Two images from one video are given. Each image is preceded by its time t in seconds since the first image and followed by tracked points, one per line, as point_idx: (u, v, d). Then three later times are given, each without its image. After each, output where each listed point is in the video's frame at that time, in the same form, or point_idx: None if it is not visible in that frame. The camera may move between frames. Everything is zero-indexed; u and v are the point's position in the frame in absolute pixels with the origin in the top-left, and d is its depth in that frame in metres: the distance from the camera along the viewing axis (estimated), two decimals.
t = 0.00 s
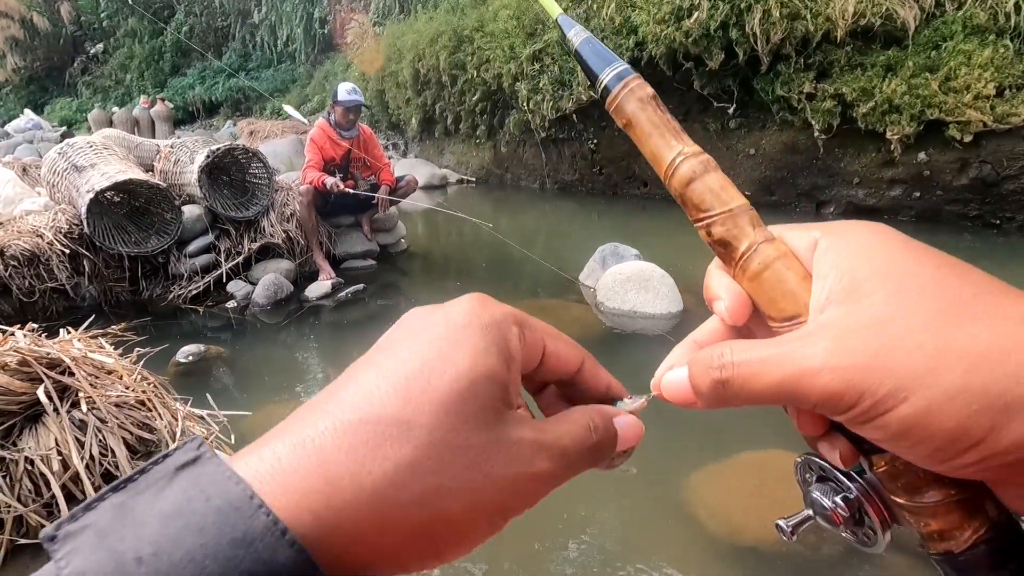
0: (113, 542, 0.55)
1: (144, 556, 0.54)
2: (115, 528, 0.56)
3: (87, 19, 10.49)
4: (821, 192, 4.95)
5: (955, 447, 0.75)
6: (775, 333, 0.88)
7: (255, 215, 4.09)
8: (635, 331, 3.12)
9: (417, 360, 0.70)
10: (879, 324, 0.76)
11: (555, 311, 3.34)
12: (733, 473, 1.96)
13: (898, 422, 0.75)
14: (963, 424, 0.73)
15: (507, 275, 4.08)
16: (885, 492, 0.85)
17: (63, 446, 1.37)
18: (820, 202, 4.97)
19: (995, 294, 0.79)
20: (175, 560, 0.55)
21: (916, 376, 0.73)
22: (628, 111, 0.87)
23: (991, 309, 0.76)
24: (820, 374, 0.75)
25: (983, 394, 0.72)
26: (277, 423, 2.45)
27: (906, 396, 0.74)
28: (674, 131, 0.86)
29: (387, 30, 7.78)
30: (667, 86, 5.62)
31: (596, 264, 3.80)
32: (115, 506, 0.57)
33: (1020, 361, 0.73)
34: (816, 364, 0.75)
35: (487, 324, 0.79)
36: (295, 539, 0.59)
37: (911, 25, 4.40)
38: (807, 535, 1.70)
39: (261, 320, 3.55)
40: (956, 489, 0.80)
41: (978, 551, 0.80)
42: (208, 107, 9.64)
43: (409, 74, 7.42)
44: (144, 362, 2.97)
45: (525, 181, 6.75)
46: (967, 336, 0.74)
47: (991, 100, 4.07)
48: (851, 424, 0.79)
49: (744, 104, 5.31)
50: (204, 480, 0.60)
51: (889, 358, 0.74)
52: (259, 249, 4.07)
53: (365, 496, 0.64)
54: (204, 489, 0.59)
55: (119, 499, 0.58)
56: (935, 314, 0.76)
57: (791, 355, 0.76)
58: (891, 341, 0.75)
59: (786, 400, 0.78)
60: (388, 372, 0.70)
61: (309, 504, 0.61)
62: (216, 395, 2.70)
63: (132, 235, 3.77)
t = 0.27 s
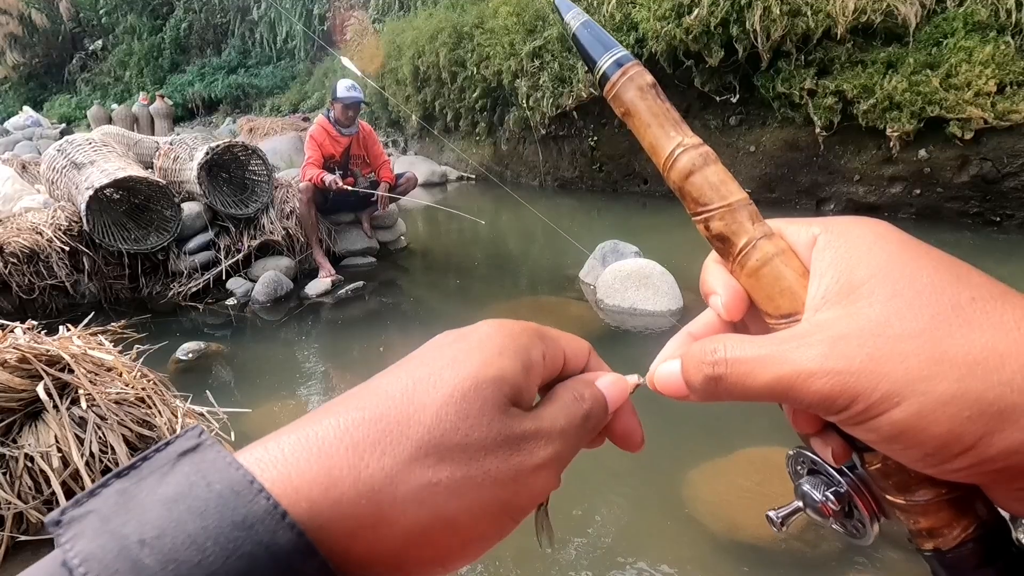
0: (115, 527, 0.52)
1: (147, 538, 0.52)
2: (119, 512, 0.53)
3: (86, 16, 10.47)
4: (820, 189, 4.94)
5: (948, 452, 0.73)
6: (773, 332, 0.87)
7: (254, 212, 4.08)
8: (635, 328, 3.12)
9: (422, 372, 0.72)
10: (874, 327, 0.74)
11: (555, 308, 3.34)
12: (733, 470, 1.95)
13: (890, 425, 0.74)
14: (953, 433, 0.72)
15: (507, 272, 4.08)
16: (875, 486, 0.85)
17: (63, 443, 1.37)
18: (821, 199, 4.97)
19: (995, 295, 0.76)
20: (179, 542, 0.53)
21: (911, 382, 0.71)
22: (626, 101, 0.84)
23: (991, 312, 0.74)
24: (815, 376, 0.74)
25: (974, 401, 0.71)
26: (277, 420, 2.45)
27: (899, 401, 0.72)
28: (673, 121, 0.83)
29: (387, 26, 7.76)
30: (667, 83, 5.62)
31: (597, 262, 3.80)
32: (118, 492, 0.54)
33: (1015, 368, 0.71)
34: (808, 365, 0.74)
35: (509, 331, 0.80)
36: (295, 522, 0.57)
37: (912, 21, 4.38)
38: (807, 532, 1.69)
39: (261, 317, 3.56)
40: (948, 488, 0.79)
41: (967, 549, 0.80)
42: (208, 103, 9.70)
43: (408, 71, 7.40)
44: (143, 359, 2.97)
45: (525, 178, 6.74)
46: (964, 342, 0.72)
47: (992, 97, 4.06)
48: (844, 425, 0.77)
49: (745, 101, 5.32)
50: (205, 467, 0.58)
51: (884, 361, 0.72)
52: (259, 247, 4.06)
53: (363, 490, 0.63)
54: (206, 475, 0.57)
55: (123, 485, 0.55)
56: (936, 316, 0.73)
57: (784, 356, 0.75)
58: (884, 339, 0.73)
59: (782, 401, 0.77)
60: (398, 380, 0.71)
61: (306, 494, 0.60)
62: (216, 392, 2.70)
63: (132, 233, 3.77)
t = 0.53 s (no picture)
0: (118, 525, 0.52)
1: (150, 533, 0.52)
2: (121, 510, 0.53)
3: (85, 14, 10.47)
4: (820, 188, 4.94)
5: (932, 458, 0.73)
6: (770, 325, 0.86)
7: (254, 211, 4.08)
8: (635, 326, 3.11)
9: (416, 366, 0.73)
10: (871, 330, 0.73)
11: (555, 307, 3.34)
12: (732, 469, 1.95)
13: (874, 429, 0.73)
14: (937, 441, 0.71)
15: (506, 271, 4.08)
16: (857, 480, 0.83)
17: (63, 443, 1.36)
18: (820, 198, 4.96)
19: (992, 300, 0.75)
20: (179, 537, 0.53)
21: (902, 387, 0.71)
22: (634, 80, 0.82)
23: (987, 319, 0.73)
24: (804, 376, 0.73)
25: (960, 410, 0.70)
26: (276, 419, 2.45)
27: (884, 406, 0.72)
28: (680, 103, 0.82)
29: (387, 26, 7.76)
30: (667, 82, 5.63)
31: (597, 261, 3.80)
32: (118, 492, 0.54)
33: (1005, 379, 0.69)
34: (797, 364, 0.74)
35: (502, 323, 0.81)
36: (292, 517, 0.57)
37: (912, 20, 4.38)
38: (807, 532, 1.69)
39: (261, 316, 3.55)
40: (928, 490, 0.78)
41: (940, 551, 0.79)
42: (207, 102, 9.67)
43: (408, 70, 7.40)
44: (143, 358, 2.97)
45: (525, 177, 6.72)
46: (957, 350, 0.71)
47: (992, 96, 4.06)
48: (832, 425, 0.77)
49: (745, 100, 5.32)
50: (203, 467, 0.57)
51: (874, 365, 0.72)
52: (259, 246, 4.06)
53: (362, 475, 0.63)
54: (205, 473, 0.57)
55: (123, 485, 0.55)
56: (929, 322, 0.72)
57: (774, 353, 0.75)
58: (876, 341, 0.72)
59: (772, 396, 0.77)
60: (393, 378, 0.72)
61: (304, 489, 0.60)
62: (215, 391, 2.70)
63: (131, 232, 3.77)
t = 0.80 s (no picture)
0: (126, 522, 0.52)
1: (158, 532, 0.52)
2: (129, 508, 0.53)
3: (85, 13, 10.48)
4: (820, 187, 4.93)
5: (906, 465, 0.69)
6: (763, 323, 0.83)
7: (254, 210, 4.08)
8: (635, 325, 3.11)
9: (418, 363, 0.73)
10: (857, 337, 0.69)
11: (555, 306, 3.34)
12: (731, 467, 1.95)
13: (848, 436, 0.70)
14: (908, 449, 0.68)
15: (506, 270, 4.08)
16: (833, 480, 0.80)
17: (64, 441, 1.37)
18: (821, 197, 4.96)
19: (985, 312, 0.70)
20: (187, 535, 0.53)
21: (880, 395, 0.67)
22: (643, 67, 0.77)
23: (974, 331, 0.68)
24: (787, 378, 0.71)
25: (935, 421, 0.66)
26: (276, 418, 2.44)
27: (862, 413, 0.68)
28: (690, 93, 0.77)
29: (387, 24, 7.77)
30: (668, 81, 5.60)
31: (597, 260, 3.80)
32: (126, 490, 0.54)
33: (984, 394, 0.65)
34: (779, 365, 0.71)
35: (500, 320, 0.82)
36: (297, 515, 0.57)
37: (913, 19, 4.38)
38: (805, 531, 1.69)
39: (262, 315, 3.55)
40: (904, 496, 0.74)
41: (910, 556, 0.75)
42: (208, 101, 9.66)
43: (408, 69, 7.40)
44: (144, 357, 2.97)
45: (525, 176, 6.72)
46: (938, 363, 0.67)
47: (993, 95, 4.06)
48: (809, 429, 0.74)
49: (745, 99, 5.32)
50: (211, 463, 0.57)
51: (854, 374, 0.68)
52: (259, 245, 4.06)
53: (368, 471, 0.63)
54: (213, 471, 0.57)
55: (131, 483, 0.55)
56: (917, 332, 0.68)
57: (757, 354, 0.73)
58: (859, 347, 0.69)
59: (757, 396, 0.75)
60: (395, 376, 0.72)
61: (308, 489, 0.59)
62: (216, 390, 2.70)
63: (132, 230, 3.77)
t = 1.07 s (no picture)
0: (149, 536, 0.53)
1: (179, 547, 0.53)
2: (152, 521, 0.53)
3: (87, 14, 10.50)
4: (821, 188, 4.93)
5: (888, 488, 0.69)
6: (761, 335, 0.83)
7: (255, 211, 4.08)
8: (635, 326, 3.11)
9: (434, 373, 0.71)
10: (844, 358, 0.69)
11: (556, 308, 3.33)
12: (731, 469, 1.94)
13: (832, 457, 0.70)
14: (888, 474, 0.68)
15: (506, 271, 4.08)
16: (823, 491, 0.81)
17: (64, 442, 1.37)
18: (822, 199, 4.95)
19: (975, 334, 0.69)
20: (209, 551, 0.53)
21: (864, 418, 0.67)
22: (642, 71, 0.77)
23: (964, 354, 0.67)
24: (775, 398, 0.70)
25: (918, 446, 0.66)
26: (276, 419, 2.44)
27: (847, 435, 0.68)
28: (689, 99, 0.77)
29: (388, 25, 7.78)
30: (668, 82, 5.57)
31: (597, 261, 3.80)
32: (150, 501, 0.55)
33: (967, 421, 0.65)
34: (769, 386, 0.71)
35: (514, 330, 0.80)
36: (319, 534, 0.57)
37: (913, 21, 4.38)
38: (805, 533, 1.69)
39: (262, 316, 3.55)
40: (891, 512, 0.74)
41: (896, 570, 0.76)
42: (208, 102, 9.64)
43: (409, 70, 7.40)
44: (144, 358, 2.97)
45: (525, 177, 6.71)
46: (923, 389, 0.66)
47: (993, 96, 4.06)
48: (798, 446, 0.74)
49: (745, 101, 5.32)
50: (233, 477, 0.58)
51: (840, 396, 0.68)
52: (260, 246, 4.07)
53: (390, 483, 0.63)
54: (235, 486, 0.57)
55: (154, 494, 0.55)
56: (903, 355, 0.68)
57: (746, 373, 0.72)
58: (848, 368, 0.68)
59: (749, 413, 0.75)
60: (410, 385, 0.70)
61: (332, 505, 0.60)
62: (216, 391, 2.70)
63: (132, 231, 3.77)
